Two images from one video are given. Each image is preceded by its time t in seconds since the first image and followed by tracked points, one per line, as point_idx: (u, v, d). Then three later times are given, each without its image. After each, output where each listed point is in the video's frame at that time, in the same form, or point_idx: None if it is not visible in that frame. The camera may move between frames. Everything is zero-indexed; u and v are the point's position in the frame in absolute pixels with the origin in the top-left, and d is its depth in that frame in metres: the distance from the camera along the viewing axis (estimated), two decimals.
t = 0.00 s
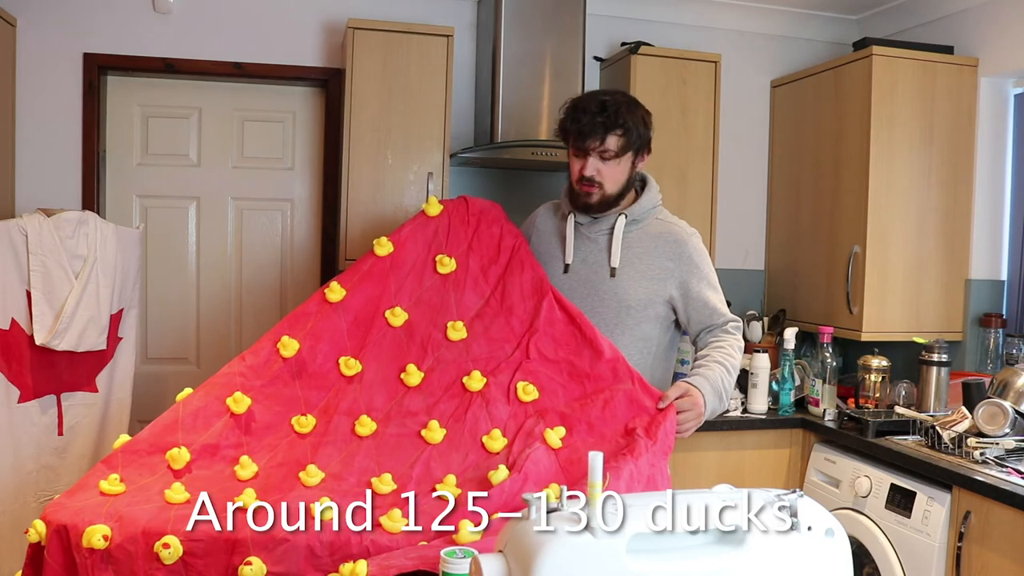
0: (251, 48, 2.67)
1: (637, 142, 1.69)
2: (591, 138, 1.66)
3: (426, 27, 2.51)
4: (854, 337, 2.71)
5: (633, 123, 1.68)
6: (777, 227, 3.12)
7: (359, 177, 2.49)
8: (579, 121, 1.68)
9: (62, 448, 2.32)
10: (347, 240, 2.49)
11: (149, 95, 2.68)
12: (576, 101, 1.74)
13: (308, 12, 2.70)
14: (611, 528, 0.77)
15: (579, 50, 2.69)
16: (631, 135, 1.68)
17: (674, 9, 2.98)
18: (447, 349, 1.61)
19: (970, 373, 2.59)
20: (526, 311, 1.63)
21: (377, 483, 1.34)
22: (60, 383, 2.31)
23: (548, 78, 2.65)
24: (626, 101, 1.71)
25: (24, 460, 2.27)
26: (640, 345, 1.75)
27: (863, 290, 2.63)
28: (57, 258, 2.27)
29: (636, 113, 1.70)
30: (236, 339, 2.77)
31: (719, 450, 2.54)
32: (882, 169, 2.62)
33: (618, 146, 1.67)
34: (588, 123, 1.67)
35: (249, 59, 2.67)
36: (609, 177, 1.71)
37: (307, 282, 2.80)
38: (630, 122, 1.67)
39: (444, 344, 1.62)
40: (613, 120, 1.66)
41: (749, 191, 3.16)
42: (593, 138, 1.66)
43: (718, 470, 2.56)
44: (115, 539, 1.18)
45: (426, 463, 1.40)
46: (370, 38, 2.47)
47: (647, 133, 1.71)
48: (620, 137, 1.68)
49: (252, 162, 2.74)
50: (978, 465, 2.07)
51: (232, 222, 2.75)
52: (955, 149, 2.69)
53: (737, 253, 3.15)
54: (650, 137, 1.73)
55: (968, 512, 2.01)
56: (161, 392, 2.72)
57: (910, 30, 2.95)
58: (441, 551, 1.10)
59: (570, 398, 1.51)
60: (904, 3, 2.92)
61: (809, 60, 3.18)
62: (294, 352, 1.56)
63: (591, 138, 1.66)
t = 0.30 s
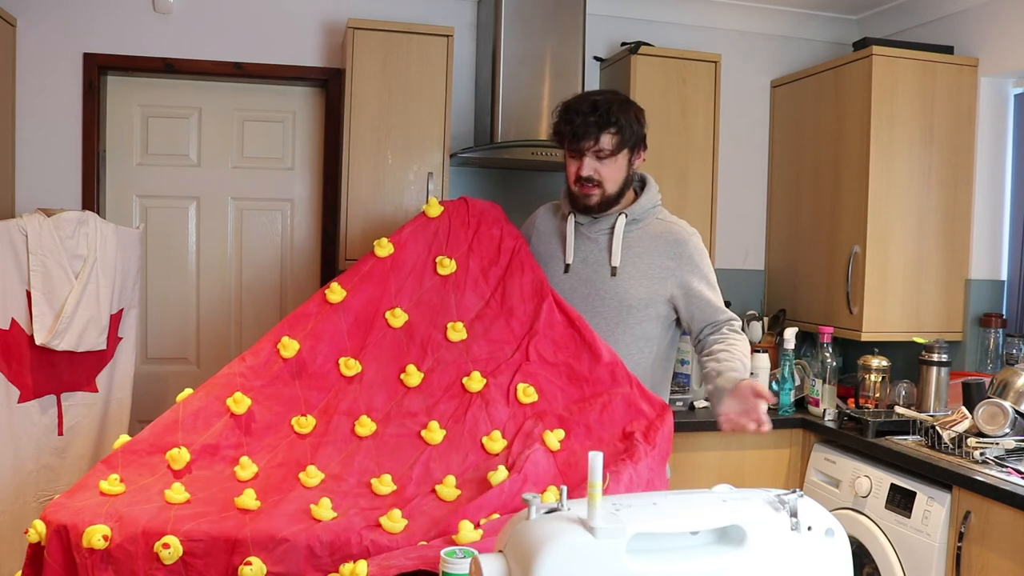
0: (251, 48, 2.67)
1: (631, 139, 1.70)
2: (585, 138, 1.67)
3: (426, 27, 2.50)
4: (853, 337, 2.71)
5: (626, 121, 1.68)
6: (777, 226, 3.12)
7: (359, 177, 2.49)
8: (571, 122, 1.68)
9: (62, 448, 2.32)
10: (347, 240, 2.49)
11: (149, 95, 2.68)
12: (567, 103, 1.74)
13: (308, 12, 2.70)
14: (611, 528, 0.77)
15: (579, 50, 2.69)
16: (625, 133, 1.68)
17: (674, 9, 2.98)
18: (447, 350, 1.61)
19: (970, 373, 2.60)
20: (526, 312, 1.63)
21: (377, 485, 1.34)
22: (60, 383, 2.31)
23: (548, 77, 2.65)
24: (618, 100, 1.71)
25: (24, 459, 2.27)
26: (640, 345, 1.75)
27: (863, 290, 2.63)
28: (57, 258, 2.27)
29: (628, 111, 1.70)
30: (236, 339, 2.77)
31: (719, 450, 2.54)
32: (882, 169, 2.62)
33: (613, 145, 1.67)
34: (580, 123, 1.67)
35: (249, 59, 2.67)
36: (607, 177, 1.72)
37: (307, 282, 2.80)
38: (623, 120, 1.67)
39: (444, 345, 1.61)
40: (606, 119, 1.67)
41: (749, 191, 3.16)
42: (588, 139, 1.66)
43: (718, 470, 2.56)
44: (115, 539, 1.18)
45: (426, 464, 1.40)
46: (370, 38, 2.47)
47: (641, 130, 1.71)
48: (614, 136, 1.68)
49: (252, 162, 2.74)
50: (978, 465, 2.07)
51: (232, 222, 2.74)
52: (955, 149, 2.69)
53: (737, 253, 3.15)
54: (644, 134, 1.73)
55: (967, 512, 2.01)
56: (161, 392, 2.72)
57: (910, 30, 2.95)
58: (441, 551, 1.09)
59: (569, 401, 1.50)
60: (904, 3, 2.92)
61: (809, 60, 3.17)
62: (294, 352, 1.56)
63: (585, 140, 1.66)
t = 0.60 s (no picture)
0: (251, 48, 2.67)
1: (627, 139, 1.69)
2: (581, 140, 1.67)
3: (426, 27, 2.50)
4: (853, 337, 2.71)
5: (621, 121, 1.67)
6: (777, 226, 3.12)
7: (359, 177, 2.49)
8: (568, 124, 1.68)
9: (62, 448, 2.32)
10: (347, 240, 2.49)
11: (149, 95, 2.68)
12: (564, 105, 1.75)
13: (308, 12, 2.70)
14: (611, 528, 0.77)
15: (579, 50, 2.69)
16: (621, 134, 1.67)
17: (674, 9, 2.98)
18: (447, 352, 1.60)
19: (970, 373, 2.60)
20: (527, 315, 1.63)
21: (377, 486, 1.34)
22: (60, 383, 2.31)
23: (548, 77, 2.65)
24: (613, 101, 1.71)
25: (24, 460, 2.27)
26: (641, 346, 1.75)
27: (863, 291, 2.63)
28: (57, 258, 2.27)
29: (624, 111, 1.70)
30: (236, 339, 2.77)
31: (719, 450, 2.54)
32: (882, 169, 2.62)
33: (609, 146, 1.67)
34: (576, 125, 1.67)
35: (249, 59, 2.67)
36: (604, 178, 1.71)
37: (307, 283, 2.80)
38: (619, 121, 1.67)
39: (444, 347, 1.61)
40: (602, 120, 1.66)
41: (749, 191, 3.16)
42: (584, 140, 1.66)
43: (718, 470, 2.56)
44: (115, 539, 1.18)
45: (425, 466, 1.40)
46: (370, 38, 2.47)
47: (638, 129, 1.71)
48: (610, 137, 1.67)
49: (252, 162, 2.74)
50: (978, 465, 2.07)
51: (232, 222, 2.74)
52: (955, 149, 2.69)
53: (737, 253, 3.15)
54: (641, 134, 1.73)
55: (968, 512, 2.01)
56: (161, 392, 2.72)
57: (910, 30, 2.95)
58: (442, 551, 1.09)
59: (569, 404, 1.50)
60: (904, 3, 2.92)
61: (809, 60, 3.17)
62: (294, 353, 1.56)
63: (581, 141, 1.66)
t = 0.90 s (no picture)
0: (251, 48, 2.67)
1: (629, 132, 1.70)
2: (583, 133, 1.67)
3: (426, 27, 2.50)
4: (853, 337, 2.71)
5: (622, 112, 1.69)
6: (777, 226, 3.12)
7: (359, 177, 2.49)
8: (568, 118, 1.69)
9: (62, 448, 2.32)
10: (347, 240, 2.49)
11: (149, 95, 2.68)
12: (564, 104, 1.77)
13: (308, 12, 2.70)
14: (612, 529, 0.77)
15: (579, 50, 2.69)
16: (622, 125, 1.68)
17: (674, 9, 2.98)
18: (448, 356, 1.60)
19: (970, 373, 2.60)
20: (528, 319, 1.63)
21: (377, 488, 1.34)
22: (60, 383, 2.31)
23: (548, 78, 2.65)
24: (613, 96, 1.73)
25: (24, 460, 2.27)
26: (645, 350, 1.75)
27: (863, 290, 2.63)
28: (57, 258, 2.27)
29: (624, 105, 1.71)
30: (236, 339, 2.77)
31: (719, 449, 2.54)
32: (882, 169, 2.62)
33: (611, 137, 1.68)
34: (577, 118, 1.68)
35: (249, 59, 2.67)
36: (607, 172, 1.71)
37: (307, 282, 2.80)
38: (619, 113, 1.68)
39: (445, 351, 1.61)
40: (603, 112, 1.68)
41: (749, 191, 3.16)
42: (585, 133, 1.67)
43: (718, 470, 2.56)
44: (115, 539, 1.18)
45: (425, 468, 1.40)
46: (370, 38, 2.47)
47: (638, 122, 1.72)
48: (612, 128, 1.68)
49: (252, 162, 2.74)
50: (978, 465, 2.07)
51: (232, 222, 2.74)
52: (955, 149, 2.69)
53: (737, 252, 3.15)
54: (642, 128, 1.74)
55: (968, 513, 2.01)
56: (161, 392, 2.72)
57: (910, 30, 2.95)
58: (442, 550, 1.09)
59: (569, 408, 1.50)
60: (904, 3, 2.92)
61: (809, 60, 3.18)
62: (295, 356, 1.56)
63: (582, 134, 1.67)
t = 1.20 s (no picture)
0: (251, 48, 2.67)
1: (612, 131, 1.74)
2: (563, 133, 1.76)
3: (426, 27, 2.50)
4: (854, 337, 2.71)
5: (603, 113, 1.75)
6: (777, 226, 3.12)
7: (359, 177, 2.49)
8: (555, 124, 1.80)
9: (62, 448, 2.32)
10: (347, 240, 2.49)
11: (149, 95, 2.68)
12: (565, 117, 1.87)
13: (308, 12, 2.70)
14: (612, 529, 0.77)
15: (579, 50, 2.69)
16: (603, 124, 1.74)
17: (674, 9, 2.98)
18: (451, 366, 1.60)
19: (970, 373, 2.60)
20: (532, 330, 1.63)
21: (377, 493, 1.35)
22: (60, 383, 2.31)
23: (548, 78, 2.65)
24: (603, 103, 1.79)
25: (24, 460, 2.27)
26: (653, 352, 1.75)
27: (863, 290, 2.63)
28: (57, 258, 2.27)
29: (610, 108, 1.76)
30: (236, 338, 2.77)
31: (719, 449, 2.54)
32: (882, 169, 2.62)
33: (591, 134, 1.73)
34: (560, 122, 1.78)
35: (249, 59, 2.67)
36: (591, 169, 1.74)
37: (307, 282, 2.80)
38: (599, 114, 1.75)
39: (448, 360, 1.61)
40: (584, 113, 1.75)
41: (749, 191, 3.16)
42: (564, 132, 1.76)
43: (718, 470, 2.56)
44: (115, 539, 1.18)
45: (425, 477, 1.41)
46: (370, 38, 2.47)
47: (622, 122, 1.76)
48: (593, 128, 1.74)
49: (252, 162, 2.74)
50: (978, 465, 2.07)
51: (232, 222, 2.74)
52: (955, 149, 2.69)
53: (737, 252, 3.15)
54: (629, 129, 1.77)
55: (968, 513, 2.01)
56: (161, 392, 2.72)
57: (910, 30, 2.95)
58: (442, 550, 1.09)
59: (570, 422, 1.51)
60: (904, 3, 2.92)
61: (808, 60, 3.18)
62: (298, 361, 1.56)
63: (562, 134, 1.76)
